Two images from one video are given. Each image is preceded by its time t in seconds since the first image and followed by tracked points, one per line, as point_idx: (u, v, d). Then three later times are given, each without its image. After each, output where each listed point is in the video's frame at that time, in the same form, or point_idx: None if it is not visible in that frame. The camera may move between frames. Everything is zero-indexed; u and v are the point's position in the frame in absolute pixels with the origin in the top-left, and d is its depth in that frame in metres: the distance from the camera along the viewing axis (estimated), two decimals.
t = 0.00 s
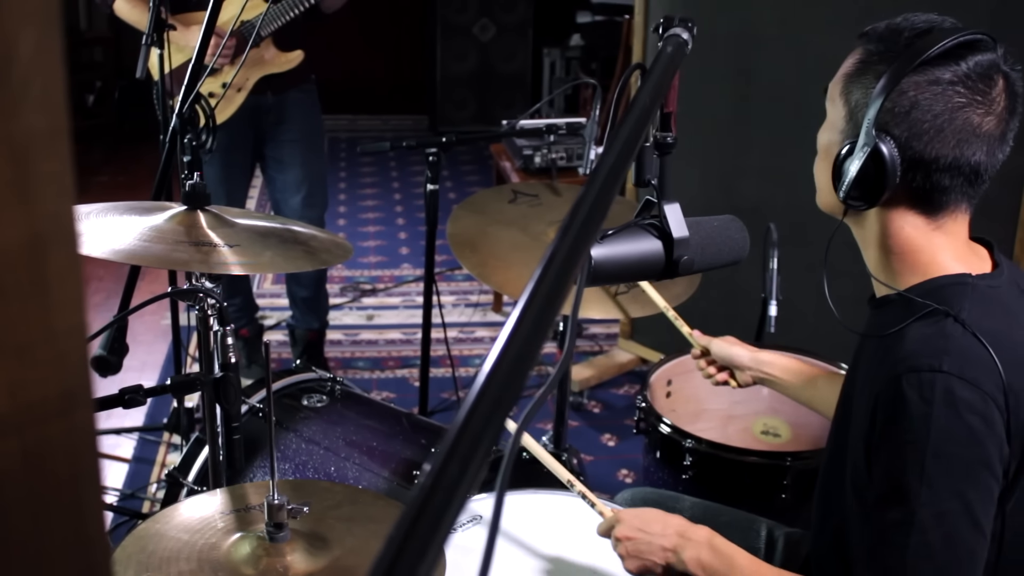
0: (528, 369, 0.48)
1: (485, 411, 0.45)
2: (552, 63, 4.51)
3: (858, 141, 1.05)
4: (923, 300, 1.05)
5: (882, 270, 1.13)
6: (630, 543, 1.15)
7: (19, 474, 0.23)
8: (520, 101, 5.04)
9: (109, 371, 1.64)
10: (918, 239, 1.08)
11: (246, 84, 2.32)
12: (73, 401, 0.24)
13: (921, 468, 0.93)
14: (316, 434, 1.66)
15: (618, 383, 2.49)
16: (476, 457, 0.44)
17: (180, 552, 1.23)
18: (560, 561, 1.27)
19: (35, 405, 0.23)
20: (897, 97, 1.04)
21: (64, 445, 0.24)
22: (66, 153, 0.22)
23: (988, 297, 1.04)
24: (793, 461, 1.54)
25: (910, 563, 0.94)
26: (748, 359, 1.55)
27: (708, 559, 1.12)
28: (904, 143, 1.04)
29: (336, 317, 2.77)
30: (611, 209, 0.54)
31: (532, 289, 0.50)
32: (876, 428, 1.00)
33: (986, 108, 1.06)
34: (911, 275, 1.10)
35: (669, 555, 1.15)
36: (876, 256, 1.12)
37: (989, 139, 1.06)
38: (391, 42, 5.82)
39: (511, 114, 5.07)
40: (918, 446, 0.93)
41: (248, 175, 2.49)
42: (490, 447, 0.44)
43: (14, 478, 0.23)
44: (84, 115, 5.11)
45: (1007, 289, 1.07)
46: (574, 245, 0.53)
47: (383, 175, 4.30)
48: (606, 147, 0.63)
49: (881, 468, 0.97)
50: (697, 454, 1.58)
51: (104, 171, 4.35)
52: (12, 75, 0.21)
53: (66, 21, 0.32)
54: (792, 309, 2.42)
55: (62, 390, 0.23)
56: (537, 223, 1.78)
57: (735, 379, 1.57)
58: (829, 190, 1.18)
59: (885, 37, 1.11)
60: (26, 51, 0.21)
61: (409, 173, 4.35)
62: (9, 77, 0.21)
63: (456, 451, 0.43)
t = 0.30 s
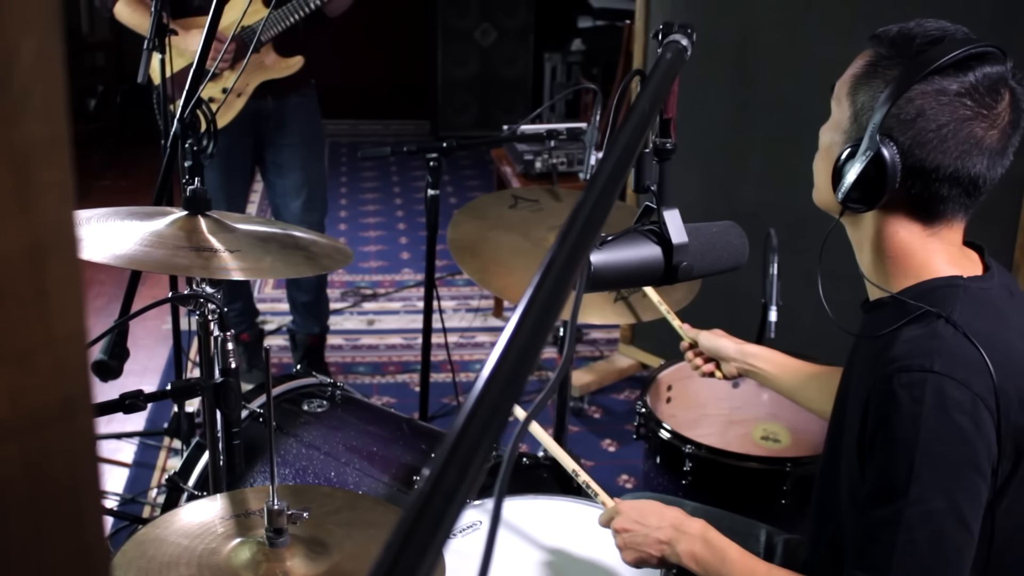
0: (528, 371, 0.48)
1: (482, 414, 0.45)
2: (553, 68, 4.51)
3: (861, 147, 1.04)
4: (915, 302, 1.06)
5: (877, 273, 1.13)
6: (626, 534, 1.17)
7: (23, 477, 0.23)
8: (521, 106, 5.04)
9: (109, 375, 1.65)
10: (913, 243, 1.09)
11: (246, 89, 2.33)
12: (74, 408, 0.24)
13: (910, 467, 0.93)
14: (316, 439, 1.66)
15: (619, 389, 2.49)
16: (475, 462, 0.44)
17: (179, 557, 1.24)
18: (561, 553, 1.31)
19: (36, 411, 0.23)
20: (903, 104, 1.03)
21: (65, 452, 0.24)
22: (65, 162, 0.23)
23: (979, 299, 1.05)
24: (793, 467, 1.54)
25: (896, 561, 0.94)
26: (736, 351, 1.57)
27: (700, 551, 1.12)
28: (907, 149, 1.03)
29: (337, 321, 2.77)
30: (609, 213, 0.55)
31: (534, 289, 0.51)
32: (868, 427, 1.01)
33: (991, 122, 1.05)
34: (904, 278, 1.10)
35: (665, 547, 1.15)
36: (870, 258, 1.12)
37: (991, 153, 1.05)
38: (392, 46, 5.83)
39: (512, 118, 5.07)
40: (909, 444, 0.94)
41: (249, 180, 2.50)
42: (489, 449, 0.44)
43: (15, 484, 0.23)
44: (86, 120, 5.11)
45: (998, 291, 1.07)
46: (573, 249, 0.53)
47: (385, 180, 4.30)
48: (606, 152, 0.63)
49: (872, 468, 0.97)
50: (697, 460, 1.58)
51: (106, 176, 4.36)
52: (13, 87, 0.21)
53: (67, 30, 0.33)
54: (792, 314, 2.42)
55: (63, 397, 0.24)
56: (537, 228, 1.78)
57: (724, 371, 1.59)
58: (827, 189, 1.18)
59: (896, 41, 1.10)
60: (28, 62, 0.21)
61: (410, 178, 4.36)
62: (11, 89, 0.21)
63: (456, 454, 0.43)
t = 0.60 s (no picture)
0: (526, 386, 0.48)
1: (478, 429, 0.45)
2: (554, 81, 4.53)
3: (867, 158, 1.04)
4: (910, 314, 1.06)
5: (874, 286, 1.13)
6: (622, 550, 1.16)
7: (21, 492, 0.23)
8: (522, 119, 5.06)
9: (111, 389, 1.65)
10: (910, 258, 1.09)
11: (244, 107, 2.35)
12: (73, 425, 0.24)
13: (906, 481, 0.94)
14: (317, 453, 1.66)
15: (620, 402, 2.49)
16: (473, 478, 0.43)
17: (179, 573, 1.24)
18: (559, 569, 1.30)
19: (35, 430, 0.23)
20: (914, 119, 1.03)
21: (64, 467, 0.24)
22: (66, 187, 0.23)
23: (974, 312, 1.05)
24: (794, 481, 1.54)
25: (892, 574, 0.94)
26: (738, 348, 1.58)
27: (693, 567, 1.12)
28: (915, 163, 1.03)
29: (338, 334, 2.78)
30: (605, 228, 0.55)
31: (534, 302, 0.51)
32: (864, 440, 1.01)
33: (998, 143, 1.05)
34: (901, 291, 1.10)
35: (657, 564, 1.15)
36: (868, 270, 1.12)
37: (996, 174, 1.06)
38: (393, 60, 5.85)
39: (514, 131, 5.08)
40: (905, 458, 0.94)
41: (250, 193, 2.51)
42: (488, 465, 0.44)
43: (14, 503, 0.23)
44: (88, 133, 5.13)
45: (993, 305, 1.08)
46: (570, 266, 0.53)
47: (386, 193, 4.31)
48: (603, 168, 0.63)
49: (870, 480, 0.97)
50: (697, 473, 1.58)
51: (108, 190, 4.38)
52: (15, 118, 0.21)
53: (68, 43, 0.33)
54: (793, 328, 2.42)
55: (63, 415, 0.24)
56: (539, 241, 1.78)
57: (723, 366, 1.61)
58: (828, 199, 1.18)
59: (912, 55, 1.10)
60: (27, 90, 0.21)
61: (411, 191, 4.37)
62: (12, 119, 0.21)
63: (454, 470, 0.43)
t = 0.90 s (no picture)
0: (524, 395, 0.48)
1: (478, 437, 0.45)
2: (555, 90, 4.54)
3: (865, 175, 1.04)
4: (913, 328, 1.06)
5: (876, 299, 1.13)
6: (622, 563, 1.16)
7: (16, 502, 0.26)
8: (523, 127, 5.07)
9: (111, 399, 1.65)
10: (912, 271, 1.09)
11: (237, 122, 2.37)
12: (68, 436, 0.27)
13: (910, 498, 0.93)
14: (317, 463, 1.66)
15: (621, 411, 2.49)
16: (468, 489, 0.45)
17: None
18: None
19: (31, 440, 0.25)
20: (912, 135, 1.03)
21: (60, 476, 0.26)
22: (61, 214, 0.25)
23: (977, 326, 1.05)
24: (794, 489, 1.54)
25: None
26: (735, 354, 1.58)
27: None
28: (914, 178, 1.03)
29: (339, 343, 2.78)
30: (603, 242, 0.55)
31: (533, 311, 0.51)
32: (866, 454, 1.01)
33: (997, 155, 1.05)
34: (904, 305, 1.11)
35: None
36: (870, 285, 1.12)
37: (996, 186, 1.05)
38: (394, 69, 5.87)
39: (515, 140, 5.09)
40: (909, 475, 0.94)
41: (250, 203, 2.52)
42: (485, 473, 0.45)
43: (11, 510, 0.25)
44: (89, 143, 5.15)
45: (996, 317, 1.08)
46: (567, 279, 0.53)
47: (387, 203, 4.32)
48: (604, 174, 0.63)
49: (873, 495, 0.97)
50: (697, 482, 1.58)
51: (109, 199, 4.39)
52: (12, 137, 0.23)
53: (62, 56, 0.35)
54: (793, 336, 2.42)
55: (59, 427, 0.26)
56: (539, 250, 1.78)
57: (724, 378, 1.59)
58: (829, 213, 1.18)
59: (908, 68, 1.10)
60: (29, 129, 0.24)
61: (412, 200, 4.38)
62: (9, 135, 0.23)
63: (452, 480, 0.44)
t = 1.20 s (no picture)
0: (526, 409, 0.48)
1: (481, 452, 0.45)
2: (556, 102, 4.56)
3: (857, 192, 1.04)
4: (916, 342, 1.06)
5: (876, 314, 1.13)
6: None
7: (18, 519, 0.26)
8: (525, 139, 5.08)
9: (113, 413, 1.66)
10: (912, 285, 1.09)
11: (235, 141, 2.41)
12: (72, 455, 0.26)
13: (922, 513, 0.93)
14: (320, 476, 1.66)
15: (623, 422, 2.49)
16: (469, 507, 0.43)
17: None
18: None
19: (34, 460, 0.25)
20: (902, 149, 1.03)
21: (63, 497, 0.26)
22: (62, 226, 0.25)
23: (979, 339, 1.05)
24: (797, 502, 1.53)
25: None
26: (728, 365, 1.59)
27: None
28: (905, 194, 1.04)
29: (341, 356, 2.79)
30: (604, 257, 0.55)
31: (533, 326, 0.51)
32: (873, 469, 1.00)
33: (988, 167, 1.05)
34: (905, 319, 1.11)
35: None
36: (870, 300, 1.12)
37: (989, 198, 1.05)
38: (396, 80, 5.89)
39: (516, 151, 5.10)
40: (919, 489, 0.93)
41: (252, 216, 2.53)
42: (486, 489, 0.44)
43: (13, 532, 0.25)
44: (91, 156, 5.17)
45: (997, 329, 1.07)
46: (569, 292, 0.53)
47: (388, 215, 4.33)
48: (603, 188, 0.63)
49: (884, 511, 0.97)
50: (700, 495, 1.58)
51: (111, 212, 4.41)
52: (13, 156, 0.23)
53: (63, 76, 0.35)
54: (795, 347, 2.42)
55: (61, 445, 0.26)
56: (541, 263, 1.79)
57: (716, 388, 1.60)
58: (825, 229, 1.18)
59: (894, 84, 1.10)
60: (30, 140, 0.24)
61: (414, 213, 4.39)
62: (10, 155, 0.23)
63: (454, 493, 0.43)
